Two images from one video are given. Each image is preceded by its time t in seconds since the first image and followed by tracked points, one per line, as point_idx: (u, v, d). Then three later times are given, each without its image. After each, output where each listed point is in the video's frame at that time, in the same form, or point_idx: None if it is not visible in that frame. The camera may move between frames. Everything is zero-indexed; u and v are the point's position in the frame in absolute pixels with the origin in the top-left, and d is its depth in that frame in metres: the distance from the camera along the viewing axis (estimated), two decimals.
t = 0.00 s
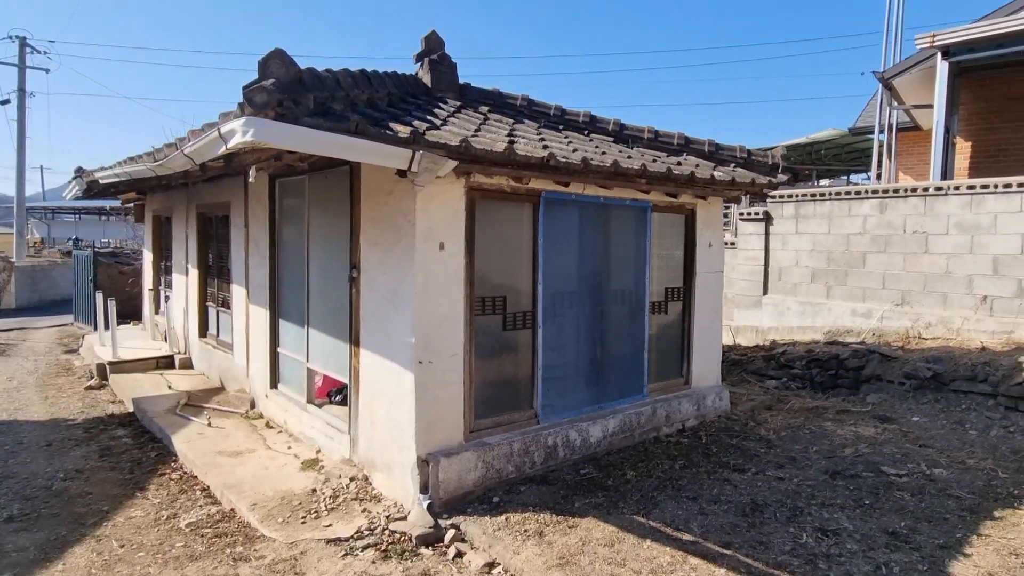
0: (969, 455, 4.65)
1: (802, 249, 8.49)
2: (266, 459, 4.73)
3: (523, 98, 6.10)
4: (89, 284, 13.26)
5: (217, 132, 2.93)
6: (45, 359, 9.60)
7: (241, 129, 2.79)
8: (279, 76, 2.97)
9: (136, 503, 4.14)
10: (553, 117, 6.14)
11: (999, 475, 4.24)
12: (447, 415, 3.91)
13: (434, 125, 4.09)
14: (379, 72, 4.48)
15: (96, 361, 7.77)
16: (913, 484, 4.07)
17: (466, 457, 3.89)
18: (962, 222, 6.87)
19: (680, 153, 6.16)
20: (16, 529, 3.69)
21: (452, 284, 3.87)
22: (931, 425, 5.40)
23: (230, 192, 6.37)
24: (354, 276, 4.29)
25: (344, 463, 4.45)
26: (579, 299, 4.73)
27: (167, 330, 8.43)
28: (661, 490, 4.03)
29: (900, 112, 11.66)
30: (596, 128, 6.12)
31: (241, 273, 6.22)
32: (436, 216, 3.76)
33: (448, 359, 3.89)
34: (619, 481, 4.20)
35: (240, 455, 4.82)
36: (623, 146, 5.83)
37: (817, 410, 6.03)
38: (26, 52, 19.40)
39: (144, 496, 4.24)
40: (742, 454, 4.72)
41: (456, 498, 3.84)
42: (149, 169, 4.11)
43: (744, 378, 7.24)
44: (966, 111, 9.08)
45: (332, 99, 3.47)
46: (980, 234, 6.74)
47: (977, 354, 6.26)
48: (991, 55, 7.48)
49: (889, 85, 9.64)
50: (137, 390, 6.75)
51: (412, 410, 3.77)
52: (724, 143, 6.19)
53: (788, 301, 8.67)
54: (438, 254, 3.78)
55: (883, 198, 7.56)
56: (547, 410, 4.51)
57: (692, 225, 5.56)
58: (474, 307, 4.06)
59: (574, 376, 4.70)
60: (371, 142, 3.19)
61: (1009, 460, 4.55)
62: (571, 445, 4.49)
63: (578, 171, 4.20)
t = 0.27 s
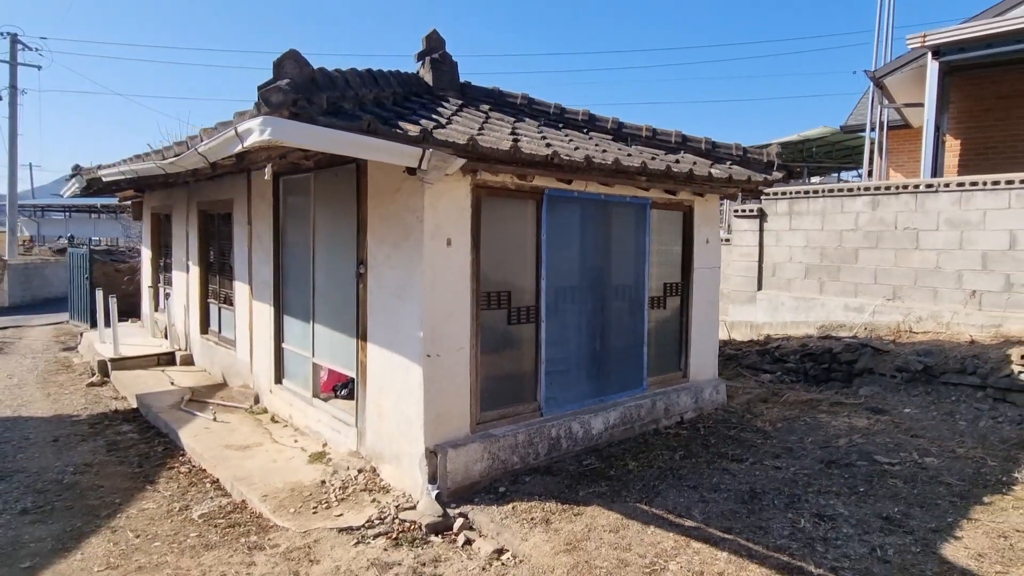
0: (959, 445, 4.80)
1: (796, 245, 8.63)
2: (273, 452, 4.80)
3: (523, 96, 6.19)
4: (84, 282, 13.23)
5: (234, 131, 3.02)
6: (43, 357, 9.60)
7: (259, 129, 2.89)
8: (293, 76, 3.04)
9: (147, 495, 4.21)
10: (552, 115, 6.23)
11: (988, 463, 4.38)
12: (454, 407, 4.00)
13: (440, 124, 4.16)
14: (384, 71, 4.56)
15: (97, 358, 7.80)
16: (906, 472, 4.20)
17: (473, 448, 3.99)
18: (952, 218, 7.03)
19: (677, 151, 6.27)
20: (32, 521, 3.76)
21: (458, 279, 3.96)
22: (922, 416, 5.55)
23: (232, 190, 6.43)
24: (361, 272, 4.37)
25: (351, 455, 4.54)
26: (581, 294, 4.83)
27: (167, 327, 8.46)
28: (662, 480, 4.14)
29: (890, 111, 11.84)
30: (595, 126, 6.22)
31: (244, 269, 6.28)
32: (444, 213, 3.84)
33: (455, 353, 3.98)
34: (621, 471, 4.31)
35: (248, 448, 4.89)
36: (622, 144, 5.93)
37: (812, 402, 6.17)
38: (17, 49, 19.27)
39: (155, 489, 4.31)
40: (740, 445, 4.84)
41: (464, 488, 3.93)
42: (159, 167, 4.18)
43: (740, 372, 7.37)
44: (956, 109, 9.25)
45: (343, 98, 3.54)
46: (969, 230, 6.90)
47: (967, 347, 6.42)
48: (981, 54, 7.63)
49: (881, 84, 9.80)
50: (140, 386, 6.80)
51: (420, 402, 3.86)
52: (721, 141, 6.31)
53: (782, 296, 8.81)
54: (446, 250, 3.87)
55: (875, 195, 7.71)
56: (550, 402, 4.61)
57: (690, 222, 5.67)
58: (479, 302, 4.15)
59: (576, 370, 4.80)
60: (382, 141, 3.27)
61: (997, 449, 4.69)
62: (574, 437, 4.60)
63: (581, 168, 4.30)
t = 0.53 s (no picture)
0: (944, 435, 4.96)
1: (785, 243, 8.78)
2: (276, 448, 4.86)
3: (519, 96, 6.27)
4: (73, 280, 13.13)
5: (244, 131, 3.09)
6: (35, 356, 9.54)
7: (270, 129, 2.95)
8: (302, 77, 3.10)
9: (152, 491, 4.26)
10: (548, 115, 6.31)
11: (971, 453, 4.54)
12: (457, 402, 4.08)
13: (441, 123, 4.24)
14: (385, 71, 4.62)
15: (92, 356, 7.79)
16: (893, 462, 4.35)
17: (475, 442, 4.07)
18: (937, 216, 7.21)
19: (671, 149, 6.39)
20: (39, 517, 3.80)
21: (460, 276, 4.04)
22: (908, 409, 5.72)
23: (229, 188, 6.45)
24: (363, 269, 4.43)
25: (354, 450, 4.61)
26: (579, 290, 4.93)
27: (162, 325, 8.46)
28: (660, 471, 4.26)
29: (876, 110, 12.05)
30: (590, 125, 6.31)
31: (242, 267, 6.31)
32: (446, 211, 3.92)
33: (457, 349, 4.06)
34: (620, 463, 4.42)
35: (250, 444, 4.95)
36: (617, 143, 6.03)
37: (802, 396, 6.32)
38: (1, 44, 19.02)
39: (159, 485, 4.36)
40: (734, 437, 4.97)
41: (467, 481, 4.02)
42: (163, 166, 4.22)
43: (731, 367, 7.52)
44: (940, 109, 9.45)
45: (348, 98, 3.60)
46: (953, 227, 7.08)
47: (951, 342, 6.60)
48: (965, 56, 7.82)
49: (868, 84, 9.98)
50: (137, 384, 6.81)
51: (423, 397, 3.94)
52: (713, 140, 6.43)
53: (771, 292, 8.96)
54: (448, 248, 3.95)
55: (862, 193, 7.88)
56: (549, 397, 4.71)
57: (684, 220, 5.79)
58: (481, 298, 4.23)
59: (574, 365, 4.90)
60: (389, 141, 3.34)
61: (981, 439, 4.86)
62: (572, 431, 4.70)
63: (579, 168, 4.39)
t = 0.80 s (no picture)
0: (922, 424, 5.15)
1: (768, 239, 8.97)
2: (271, 442, 4.88)
3: (509, 93, 6.33)
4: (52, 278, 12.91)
5: (247, 127, 3.13)
6: (16, 354, 9.39)
7: (274, 125, 3.00)
8: (304, 74, 3.13)
9: (149, 486, 4.26)
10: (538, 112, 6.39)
11: (947, 439, 4.73)
12: (454, 394, 4.15)
13: (436, 120, 4.29)
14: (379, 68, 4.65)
15: (77, 354, 7.70)
16: (874, 448, 4.52)
17: (472, 433, 4.15)
18: (914, 212, 7.44)
19: (658, 147, 6.50)
20: (37, 513, 3.79)
21: (457, 271, 4.11)
22: (887, 398, 5.92)
23: (219, 184, 6.43)
24: (359, 265, 4.48)
25: (350, 443, 4.65)
26: (571, 285, 5.02)
27: (148, 322, 8.39)
28: (652, 460, 4.37)
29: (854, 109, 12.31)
30: (579, 122, 6.40)
31: (232, 263, 6.30)
32: (443, 207, 3.98)
33: (454, 342, 4.13)
34: (612, 453, 4.53)
35: (245, 439, 4.96)
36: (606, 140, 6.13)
37: (785, 387, 6.50)
38: None
39: (156, 480, 4.37)
40: (722, 427, 5.11)
41: (464, 472, 4.09)
42: (158, 161, 4.23)
43: (716, 360, 7.68)
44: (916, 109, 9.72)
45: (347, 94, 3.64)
46: (930, 223, 7.31)
47: (928, 334, 6.82)
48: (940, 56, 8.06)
49: (847, 83, 10.21)
50: (125, 381, 6.76)
51: (421, 390, 4.00)
52: (700, 138, 6.56)
53: (754, 287, 9.15)
54: (445, 243, 4.01)
55: (842, 190, 8.08)
56: (543, 389, 4.80)
57: (672, 216, 5.91)
58: (476, 293, 4.30)
59: (567, 358, 4.99)
60: (389, 137, 3.39)
61: (957, 427, 5.06)
62: (565, 422, 4.80)
63: (572, 164, 4.48)
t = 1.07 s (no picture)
0: (895, 413, 5.36)
1: (745, 235, 9.17)
2: (261, 440, 4.89)
3: (495, 91, 6.39)
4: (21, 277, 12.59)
5: (244, 126, 3.15)
6: None
7: (272, 125, 3.03)
8: (301, 74, 3.16)
9: (140, 485, 4.25)
10: (522, 110, 6.45)
11: (919, 428, 4.95)
12: (446, 390, 4.22)
13: (427, 119, 4.33)
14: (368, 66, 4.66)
15: (54, 353, 7.56)
16: (851, 437, 4.71)
17: (464, 428, 4.21)
18: (886, 210, 7.69)
19: (641, 145, 6.63)
20: (26, 514, 3.76)
21: (449, 268, 4.16)
22: (861, 389, 6.14)
23: (202, 181, 6.37)
24: (350, 262, 4.50)
25: (341, 440, 4.69)
26: (559, 281, 5.11)
27: (126, 321, 8.27)
28: (640, 451, 4.50)
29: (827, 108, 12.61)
30: (564, 121, 6.48)
31: (216, 260, 6.26)
32: (435, 205, 4.03)
33: (446, 338, 4.19)
34: (601, 445, 4.64)
35: (234, 437, 4.96)
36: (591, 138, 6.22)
37: (764, 380, 6.69)
38: None
39: (146, 479, 4.35)
40: (705, 419, 5.26)
41: (457, 466, 4.16)
42: (147, 158, 4.20)
43: (697, 354, 7.86)
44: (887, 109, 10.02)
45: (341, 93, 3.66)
46: (901, 220, 7.57)
47: (899, 327, 7.07)
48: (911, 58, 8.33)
49: (821, 83, 10.47)
50: (106, 380, 6.68)
51: (415, 386, 4.05)
52: (681, 136, 6.70)
53: (732, 282, 9.35)
54: (437, 240, 4.06)
55: (817, 187, 8.31)
56: (532, 384, 4.88)
57: (655, 213, 6.03)
58: (468, 289, 4.36)
59: (555, 353, 5.09)
60: (385, 137, 3.44)
61: (927, 416, 5.29)
62: (554, 416, 4.89)
63: (561, 163, 4.56)
